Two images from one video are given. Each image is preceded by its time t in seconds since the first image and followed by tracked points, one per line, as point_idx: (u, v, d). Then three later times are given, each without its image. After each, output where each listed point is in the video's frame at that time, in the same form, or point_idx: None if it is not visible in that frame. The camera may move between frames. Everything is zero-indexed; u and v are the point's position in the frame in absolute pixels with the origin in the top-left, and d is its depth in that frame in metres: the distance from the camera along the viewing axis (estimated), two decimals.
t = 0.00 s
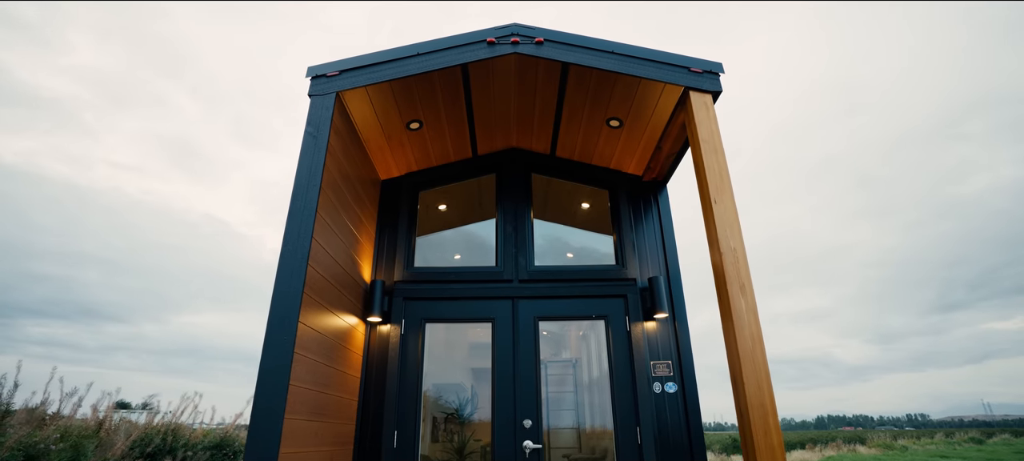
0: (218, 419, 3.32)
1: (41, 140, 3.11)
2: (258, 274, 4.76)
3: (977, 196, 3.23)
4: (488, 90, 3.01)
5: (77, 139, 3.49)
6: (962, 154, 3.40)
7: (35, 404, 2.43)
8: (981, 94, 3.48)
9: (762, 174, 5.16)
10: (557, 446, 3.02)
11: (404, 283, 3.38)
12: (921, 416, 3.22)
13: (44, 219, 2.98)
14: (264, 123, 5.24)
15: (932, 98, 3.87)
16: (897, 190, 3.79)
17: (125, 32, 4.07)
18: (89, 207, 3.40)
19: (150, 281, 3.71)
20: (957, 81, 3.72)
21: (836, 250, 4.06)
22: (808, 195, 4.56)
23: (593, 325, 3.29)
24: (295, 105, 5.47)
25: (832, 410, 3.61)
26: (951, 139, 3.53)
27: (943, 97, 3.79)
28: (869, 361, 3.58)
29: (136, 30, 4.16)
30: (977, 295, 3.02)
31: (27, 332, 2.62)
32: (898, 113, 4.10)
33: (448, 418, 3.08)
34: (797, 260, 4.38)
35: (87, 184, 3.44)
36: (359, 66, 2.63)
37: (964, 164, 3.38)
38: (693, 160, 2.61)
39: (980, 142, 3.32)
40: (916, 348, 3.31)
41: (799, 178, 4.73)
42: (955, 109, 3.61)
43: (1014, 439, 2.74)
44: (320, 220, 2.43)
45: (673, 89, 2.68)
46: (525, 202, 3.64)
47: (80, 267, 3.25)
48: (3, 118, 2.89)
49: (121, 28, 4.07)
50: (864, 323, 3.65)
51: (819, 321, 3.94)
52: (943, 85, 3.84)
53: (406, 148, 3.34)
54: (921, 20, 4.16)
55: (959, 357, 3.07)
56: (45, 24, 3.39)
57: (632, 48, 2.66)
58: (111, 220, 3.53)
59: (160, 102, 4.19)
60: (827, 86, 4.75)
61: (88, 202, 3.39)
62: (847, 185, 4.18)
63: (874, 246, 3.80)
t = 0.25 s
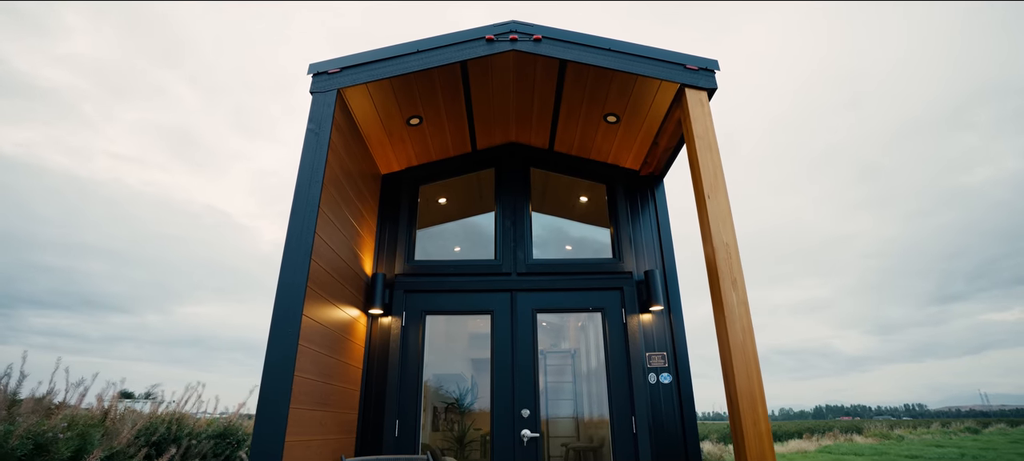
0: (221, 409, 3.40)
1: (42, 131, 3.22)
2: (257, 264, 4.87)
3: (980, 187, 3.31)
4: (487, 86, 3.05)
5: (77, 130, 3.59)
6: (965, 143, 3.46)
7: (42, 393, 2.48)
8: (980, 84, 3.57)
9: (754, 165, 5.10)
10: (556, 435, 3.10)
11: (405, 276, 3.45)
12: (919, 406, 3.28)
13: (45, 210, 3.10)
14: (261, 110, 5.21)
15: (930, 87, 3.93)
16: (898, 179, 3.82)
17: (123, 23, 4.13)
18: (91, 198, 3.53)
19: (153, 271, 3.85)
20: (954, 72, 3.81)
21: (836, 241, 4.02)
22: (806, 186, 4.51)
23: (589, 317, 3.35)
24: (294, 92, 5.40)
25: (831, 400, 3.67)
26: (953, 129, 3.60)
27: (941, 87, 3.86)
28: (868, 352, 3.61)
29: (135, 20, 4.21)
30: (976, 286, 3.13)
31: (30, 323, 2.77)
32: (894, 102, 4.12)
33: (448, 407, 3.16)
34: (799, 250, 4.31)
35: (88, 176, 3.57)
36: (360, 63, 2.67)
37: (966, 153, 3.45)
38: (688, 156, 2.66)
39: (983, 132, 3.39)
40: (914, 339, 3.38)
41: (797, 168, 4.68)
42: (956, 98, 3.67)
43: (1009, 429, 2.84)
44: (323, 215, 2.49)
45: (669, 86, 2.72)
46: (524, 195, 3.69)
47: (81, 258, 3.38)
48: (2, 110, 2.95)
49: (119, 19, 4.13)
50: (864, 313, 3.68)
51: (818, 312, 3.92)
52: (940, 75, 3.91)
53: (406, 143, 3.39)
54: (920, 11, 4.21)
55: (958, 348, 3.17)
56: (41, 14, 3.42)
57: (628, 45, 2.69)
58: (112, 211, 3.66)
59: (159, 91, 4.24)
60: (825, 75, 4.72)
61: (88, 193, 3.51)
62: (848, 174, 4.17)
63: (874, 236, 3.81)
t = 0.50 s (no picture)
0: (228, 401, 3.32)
1: (41, 121, 3.17)
2: (257, 255, 4.84)
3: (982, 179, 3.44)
4: (487, 81, 3.09)
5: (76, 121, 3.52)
6: (965, 134, 3.59)
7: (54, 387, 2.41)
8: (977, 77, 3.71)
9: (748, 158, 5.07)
10: (555, 424, 3.17)
11: (406, 269, 3.50)
12: (916, 397, 3.40)
13: (44, 201, 3.03)
14: (264, 102, 5.32)
15: (928, 80, 4.04)
16: (899, 170, 3.91)
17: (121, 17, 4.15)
18: (89, 188, 3.45)
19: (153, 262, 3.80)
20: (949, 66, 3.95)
21: (836, 232, 4.08)
22: (803, 180, 4.53)
23: (587, 310, 3.41)
24: (295, 85, 5.57)
25: (830, 391, 3.74)
26: (953, 121, 3.73)
27: (939, 79, 3.98)
28: (869, 343, 3.68)
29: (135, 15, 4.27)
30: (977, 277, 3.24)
31: (32, 313, 2.69)
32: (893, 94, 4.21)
33: (449, 398, 3.23)
34: (798, 243, 4.32)
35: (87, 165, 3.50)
36: (361, 60, 2.71)
37: (965, 144, 3.58)
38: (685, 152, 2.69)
39: (983, 124, 3.53)
40: (914, 330, 3.47)
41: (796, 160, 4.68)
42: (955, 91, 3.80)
43: (1006, 419, 2.96)
44: (325, 210, 2.54)
45: (667, 82, 2.75)
46: (523, 189, 3.73)
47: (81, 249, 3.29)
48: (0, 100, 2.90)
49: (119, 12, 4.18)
50: (863, 304, 3.76)
51: (819, 303, 3.99)
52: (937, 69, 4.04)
53: (407, 138, 3.43)
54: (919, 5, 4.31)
55: (957, 339, 3.27)
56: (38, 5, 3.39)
57: (626, 42, 2.72)
58: (112, 202, 3.59)
59: (159, 84, 4.28)
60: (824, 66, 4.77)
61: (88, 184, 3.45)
62: (847, 166, 4.22)
63: (874, 228, 3.90)
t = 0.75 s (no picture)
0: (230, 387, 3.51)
1: (40, 112, 3.34)
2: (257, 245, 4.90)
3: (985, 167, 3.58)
4: (488, 76, 3.12)
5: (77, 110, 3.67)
6: (970, 124, 3.73)
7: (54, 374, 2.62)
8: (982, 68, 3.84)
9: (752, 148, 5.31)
10: (555, 413, 3.24)
11: (408, 261, 3.55)
12: (914, 387, 3.56)
13: (46, 192, 3.21)
14: (263, 93, 5.32)
15: (932, 71, 4.16)
16: (901, 159, 4.08)
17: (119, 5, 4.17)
18: (91, 179, 3.61)
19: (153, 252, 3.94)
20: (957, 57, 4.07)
21: (837, 224, 4.27)
22: (805, 168, 4.75)
23: (586, 302, 3.47)
24: (295, 74, 5.57)
25: (828, 381, 3.92)
26: (958, 110, 3.86)
27: (942, 70, 4.11)
28: (866, 333, 3.86)
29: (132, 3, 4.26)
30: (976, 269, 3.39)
31: (35, 303, 2.94)
32: (891, 83, 4.38)
33: (450, 388, 3.30)
34: (799, 233, 4.54)
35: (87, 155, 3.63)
36: (363, 56, 2.74)
37: (974, 134, 3.70)
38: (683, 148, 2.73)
39: (987, 115, 3.66)
40: (909, 321, 3.64)
41: (797, 149, 4.90)
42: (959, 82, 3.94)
43: (1002, 409, 3.11)
44: (329, 204, 2.58)
45: (665, 78, 2.78)
46: (523, 182, 3.77)
47: (80, 240, 3.46)
48: None
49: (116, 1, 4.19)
50: (864, 295, 3.92)
51: (819, 292, 4.21)
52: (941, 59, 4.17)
53: (409, 133, 3.47)
54: None
55: (954, 329, 3.44)
56: None
57: (626, 38, 2.74)
58: (112, 192, 3.73)
59: (155, 72, 4.30)
60: (824, 54, 4.93)
61: (90, 174, 3.59)
62: (850, 154, 4.40)
63: (874, 219, 4.08)
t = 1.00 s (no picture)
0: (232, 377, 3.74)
1: (41, 102, 3.51)
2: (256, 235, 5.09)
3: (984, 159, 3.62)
4: (490, 72, 3.15)
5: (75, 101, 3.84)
6: (971, 116, 3.78)
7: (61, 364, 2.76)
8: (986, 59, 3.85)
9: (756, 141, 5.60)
10: (555, 403, 3.31)
11: (411, 254, 3.61)
12: (912, 377, 3.64)
13: (45, 182, 3.35)
14: (264, 82, 5.46)
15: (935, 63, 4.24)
16: (901, 151, 4.20)
17: None
18: (91, 168, 3.77)
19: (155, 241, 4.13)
20: (963, 47, 4.09)
21: (839, 215, 4.43)
22: (804, 160, 4.99)
23: (586, 294, 3.53)
24: (294, 64, 5.66)
25: (826, 372, 4.09)
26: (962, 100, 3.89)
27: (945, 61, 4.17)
28: (866, 323, 3.98)
29: None
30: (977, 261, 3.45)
31: (35, 293, 3.06)
32: (889, 79, 4.53)
33: (451, 378, 3.37)
34: (799, 225, 4.76)
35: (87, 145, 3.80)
36: (366, 52, 2.77)
37: (975, 125, 3.75)
38: (682, 143, 2.77)
39: (987, 106, 3.70)
40: (910, 312, 3.73)
41: (796, 142, 5.12)
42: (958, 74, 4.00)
43: (998, 400, 3.17)
44: (334, 199, 2.63)
45: (665, 74, 2.81)
46: (524, 176, 3.81)
47: (82, 230, 3.63)
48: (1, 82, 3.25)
49: None
50: (864, 287, 4.07)
51: (818, 284, 4.40)
52: (946, 51, 4.20)
53: (411, 127, 3.51)
54: None
55: (954, 321, 3.51)
56: None
57: (626, 34, 2.77)
58: (111, 182, 3.90)
59: (155, 63, 4.48)
60: (827, 51, 5.10)
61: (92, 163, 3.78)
62: (850, 147, 4.57)
63: (874, 209, 4.22)
